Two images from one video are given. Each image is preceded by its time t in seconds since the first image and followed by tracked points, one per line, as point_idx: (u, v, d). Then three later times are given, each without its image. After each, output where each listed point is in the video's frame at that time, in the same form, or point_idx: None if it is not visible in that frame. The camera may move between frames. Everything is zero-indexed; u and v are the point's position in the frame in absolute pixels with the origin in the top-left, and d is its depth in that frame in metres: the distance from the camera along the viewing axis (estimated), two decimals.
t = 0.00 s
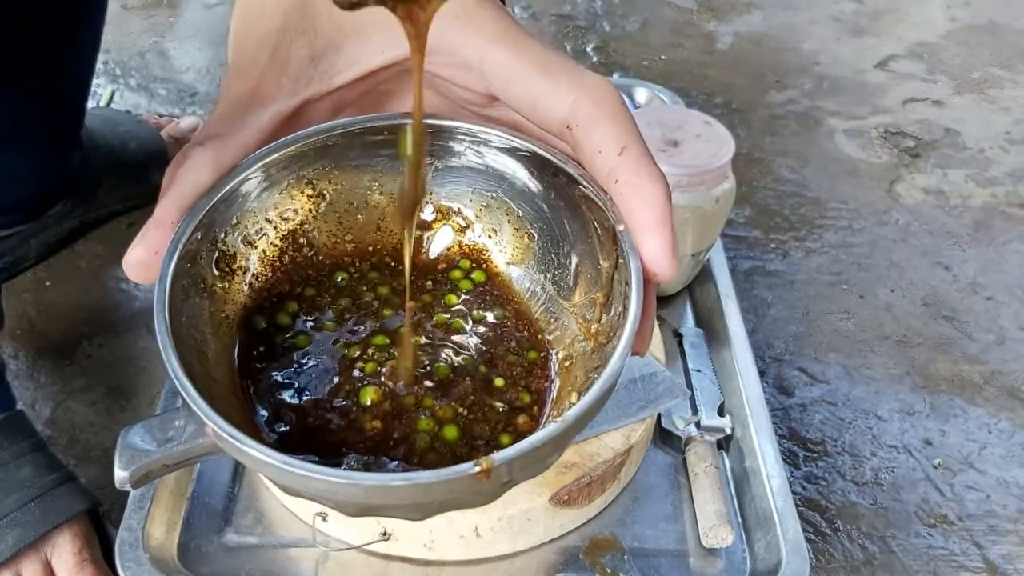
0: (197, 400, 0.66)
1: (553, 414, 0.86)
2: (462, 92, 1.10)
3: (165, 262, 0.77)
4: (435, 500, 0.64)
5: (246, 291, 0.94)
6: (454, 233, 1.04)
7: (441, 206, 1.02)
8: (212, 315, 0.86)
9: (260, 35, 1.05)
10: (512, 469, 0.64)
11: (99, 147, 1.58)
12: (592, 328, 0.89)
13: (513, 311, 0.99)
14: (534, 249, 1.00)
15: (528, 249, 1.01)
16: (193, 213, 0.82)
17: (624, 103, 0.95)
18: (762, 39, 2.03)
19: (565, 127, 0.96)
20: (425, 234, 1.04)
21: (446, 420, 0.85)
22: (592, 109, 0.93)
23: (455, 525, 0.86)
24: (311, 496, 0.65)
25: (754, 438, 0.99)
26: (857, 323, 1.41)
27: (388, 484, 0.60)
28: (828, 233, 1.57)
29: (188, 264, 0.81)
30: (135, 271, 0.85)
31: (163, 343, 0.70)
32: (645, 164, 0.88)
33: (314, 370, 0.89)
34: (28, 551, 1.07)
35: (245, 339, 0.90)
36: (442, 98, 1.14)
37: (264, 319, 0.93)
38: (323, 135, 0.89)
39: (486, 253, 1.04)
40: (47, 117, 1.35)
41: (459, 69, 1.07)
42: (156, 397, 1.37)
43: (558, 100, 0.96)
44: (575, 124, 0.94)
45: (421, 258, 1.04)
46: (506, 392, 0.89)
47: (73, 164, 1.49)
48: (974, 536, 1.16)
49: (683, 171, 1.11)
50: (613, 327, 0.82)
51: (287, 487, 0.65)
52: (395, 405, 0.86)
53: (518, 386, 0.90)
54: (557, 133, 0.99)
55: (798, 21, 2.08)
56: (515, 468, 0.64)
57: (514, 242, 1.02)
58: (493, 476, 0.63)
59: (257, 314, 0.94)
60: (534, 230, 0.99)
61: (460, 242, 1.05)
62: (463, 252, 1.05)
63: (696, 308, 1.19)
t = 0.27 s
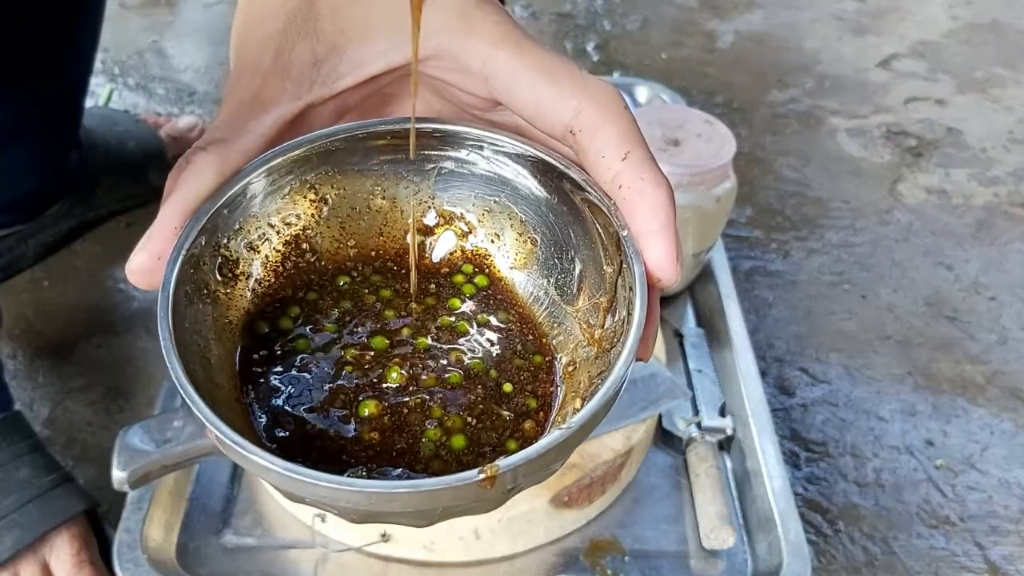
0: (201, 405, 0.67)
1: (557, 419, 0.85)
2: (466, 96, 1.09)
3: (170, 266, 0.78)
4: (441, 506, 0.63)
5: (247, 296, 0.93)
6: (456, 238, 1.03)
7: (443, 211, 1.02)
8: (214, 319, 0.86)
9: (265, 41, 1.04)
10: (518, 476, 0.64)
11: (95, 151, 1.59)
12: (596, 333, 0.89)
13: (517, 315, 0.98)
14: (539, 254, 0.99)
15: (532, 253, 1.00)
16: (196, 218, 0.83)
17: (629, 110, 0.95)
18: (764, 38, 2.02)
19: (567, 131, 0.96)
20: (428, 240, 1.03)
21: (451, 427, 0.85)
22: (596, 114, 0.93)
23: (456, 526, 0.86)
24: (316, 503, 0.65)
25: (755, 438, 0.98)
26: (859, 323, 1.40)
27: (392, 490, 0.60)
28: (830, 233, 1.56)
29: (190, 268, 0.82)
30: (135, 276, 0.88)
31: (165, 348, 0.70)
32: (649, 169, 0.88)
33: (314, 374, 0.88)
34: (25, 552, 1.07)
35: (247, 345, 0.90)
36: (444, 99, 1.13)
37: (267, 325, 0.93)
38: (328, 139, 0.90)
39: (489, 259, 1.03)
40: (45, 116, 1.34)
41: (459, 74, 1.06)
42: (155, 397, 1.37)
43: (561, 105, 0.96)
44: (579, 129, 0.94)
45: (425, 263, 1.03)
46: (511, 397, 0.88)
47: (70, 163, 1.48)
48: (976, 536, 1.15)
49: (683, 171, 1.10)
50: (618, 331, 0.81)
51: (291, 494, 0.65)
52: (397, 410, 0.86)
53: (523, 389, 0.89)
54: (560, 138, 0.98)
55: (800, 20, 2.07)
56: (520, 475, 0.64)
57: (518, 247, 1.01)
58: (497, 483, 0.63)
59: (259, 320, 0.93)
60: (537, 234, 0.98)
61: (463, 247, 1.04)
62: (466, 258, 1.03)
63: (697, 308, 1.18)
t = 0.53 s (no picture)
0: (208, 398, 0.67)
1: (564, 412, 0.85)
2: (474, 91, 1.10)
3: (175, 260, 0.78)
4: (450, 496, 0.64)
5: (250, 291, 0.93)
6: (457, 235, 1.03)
7: (446, 206, 1.02)
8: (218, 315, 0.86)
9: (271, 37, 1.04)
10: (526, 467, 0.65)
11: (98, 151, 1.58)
12: (600, 327, 0.89)
13: (522, 311, 0.98)
14: (542, 249, 0.99)
15: (536, 249, 1.00)
16: (201, 211, 0.83)
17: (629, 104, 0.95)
18: (764, 38, 2.02)
19: (569, 126, 0.97)
20: (430, 236, 1.03)
21: (457, 422, 0.84)
22: (598, 109, 0.93)
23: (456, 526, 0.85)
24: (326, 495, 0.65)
25: (755, 439, 0.98)
26: (859, 323, 1.40)
27: (400, 481, 0.60)
28: (830, 233, 1.56)
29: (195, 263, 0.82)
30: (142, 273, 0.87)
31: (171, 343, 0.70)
32: (651, 163, 0.88)
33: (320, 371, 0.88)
34: (26, 552, 1.07)
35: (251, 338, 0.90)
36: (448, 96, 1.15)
37: (270, 319, 0.93)
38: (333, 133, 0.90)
39: (491, 254, 1.03)
40: (45, 116, 1.34)
41: (463, 71, 1.09)
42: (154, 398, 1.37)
43: (562, 100, 0.96)
44: (582, 123, 0.94)
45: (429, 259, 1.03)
46: (520, 390, 0.88)
47: (71, 163, 1.48)
48: (976, 536, 1.15)
49: (682, 171, 1.10)
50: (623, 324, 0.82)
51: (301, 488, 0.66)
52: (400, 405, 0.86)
53: (530, 384, 0.89)
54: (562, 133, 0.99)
55: (800, 20, 2.07)
56: (527, 465, 0.65)
57: (521, 244, 1.01)
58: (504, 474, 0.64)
59: (264, 316, 0.93)
60: (540, 229, 0.98)
61: (465, 243, 1.03)
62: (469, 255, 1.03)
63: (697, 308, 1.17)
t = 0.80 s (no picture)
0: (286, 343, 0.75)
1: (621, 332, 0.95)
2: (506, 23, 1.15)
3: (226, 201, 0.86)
4: (522, 413, 0.75)
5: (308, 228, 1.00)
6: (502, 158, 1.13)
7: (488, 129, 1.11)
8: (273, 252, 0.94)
9: (289, 3, 1.09)
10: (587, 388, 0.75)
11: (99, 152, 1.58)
12: (655, 246, 1.00)
13: (572, 236, 1.10)
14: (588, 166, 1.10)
15: (580, 168, 1.11)
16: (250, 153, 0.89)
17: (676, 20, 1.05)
18: (764, 38, 2.02)
19: (614, 45, 1.06)
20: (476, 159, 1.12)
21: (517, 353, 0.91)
22: (641, 25, 1.02)
23: (457, 526, 0.85)
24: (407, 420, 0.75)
25: (755, 440, 0.97)
26: (859, 323, 1.40)
27: (472, 404, 0.71)
28: (830, 233, 1.56)
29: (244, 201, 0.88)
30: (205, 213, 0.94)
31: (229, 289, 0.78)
32: (699, 77, 0.98)
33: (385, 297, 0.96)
34: (25, 552, 1.07)
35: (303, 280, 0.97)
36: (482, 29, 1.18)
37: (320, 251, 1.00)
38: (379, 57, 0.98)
39: (540, 174, 1.14)
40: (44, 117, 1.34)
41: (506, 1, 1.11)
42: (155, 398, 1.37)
43: (606, 18, 1.04)
44: (624, 40, 1.04)
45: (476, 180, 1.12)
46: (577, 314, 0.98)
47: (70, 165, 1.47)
48: (976, 536, 1.16)
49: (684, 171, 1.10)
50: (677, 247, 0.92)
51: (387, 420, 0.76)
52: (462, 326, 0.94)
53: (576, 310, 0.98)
54: (604, 52, 1.08)
55: (801, 19, 2.07)
56: (592, 383, 0.75)
57: (565, 162, 1.12)
58: (573, 393, 0.75)
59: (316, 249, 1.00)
60: (585, 148, 1.09)
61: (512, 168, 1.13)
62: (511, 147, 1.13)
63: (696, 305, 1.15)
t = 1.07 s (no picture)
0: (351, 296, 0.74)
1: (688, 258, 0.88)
2: None
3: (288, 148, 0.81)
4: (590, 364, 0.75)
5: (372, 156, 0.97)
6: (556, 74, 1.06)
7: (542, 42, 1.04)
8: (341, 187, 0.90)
9: None
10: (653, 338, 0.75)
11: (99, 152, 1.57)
12: (716, 157, 0.93)
13: (639, 151, 1.02)
14: (648, 74, 1.02)
15: (642, 74, 1.02)
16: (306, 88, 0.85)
17: None
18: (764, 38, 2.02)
19: None
20: (530, 74, 1.06)
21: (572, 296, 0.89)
22: None
23: (456, 526, 0.85)
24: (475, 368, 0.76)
25: (755, 440, 0.97)
26: (859, 323, 1.40)
27: (541, 360, 0.72)
28: (830, 233, 1.56)
29: (307, 140, 0.84)
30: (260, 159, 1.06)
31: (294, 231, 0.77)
32: None
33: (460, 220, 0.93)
34: (25, 552, 1.07)
35: (369, 209, 0.93)
36: None
37: (380, 181, 0.96)
38: None
39: (593, 90, 1.06)
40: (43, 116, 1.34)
41: None
42: (155, 398, 1.37)
43: None
44: None
45: (532, 96, 1.06)
46: (642, 244, 0.93)
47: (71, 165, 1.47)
48: (976, 536, 1.16)
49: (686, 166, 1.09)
50: (738, 160, 0.88)
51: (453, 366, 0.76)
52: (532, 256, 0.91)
53: (648, 233, 0.94)
54: None
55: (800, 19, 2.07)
56: (659, 330, 0.75)
57: (623, 66, 1.04)
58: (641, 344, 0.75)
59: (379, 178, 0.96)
60: (646, 50, 1.00)
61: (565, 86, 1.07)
62: (571, 66, 1.06)
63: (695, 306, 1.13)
